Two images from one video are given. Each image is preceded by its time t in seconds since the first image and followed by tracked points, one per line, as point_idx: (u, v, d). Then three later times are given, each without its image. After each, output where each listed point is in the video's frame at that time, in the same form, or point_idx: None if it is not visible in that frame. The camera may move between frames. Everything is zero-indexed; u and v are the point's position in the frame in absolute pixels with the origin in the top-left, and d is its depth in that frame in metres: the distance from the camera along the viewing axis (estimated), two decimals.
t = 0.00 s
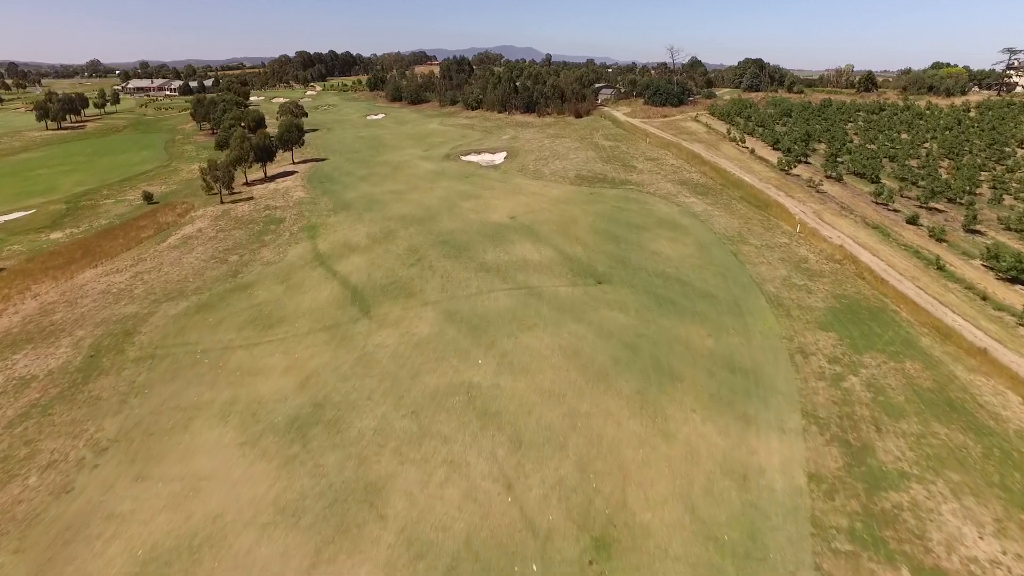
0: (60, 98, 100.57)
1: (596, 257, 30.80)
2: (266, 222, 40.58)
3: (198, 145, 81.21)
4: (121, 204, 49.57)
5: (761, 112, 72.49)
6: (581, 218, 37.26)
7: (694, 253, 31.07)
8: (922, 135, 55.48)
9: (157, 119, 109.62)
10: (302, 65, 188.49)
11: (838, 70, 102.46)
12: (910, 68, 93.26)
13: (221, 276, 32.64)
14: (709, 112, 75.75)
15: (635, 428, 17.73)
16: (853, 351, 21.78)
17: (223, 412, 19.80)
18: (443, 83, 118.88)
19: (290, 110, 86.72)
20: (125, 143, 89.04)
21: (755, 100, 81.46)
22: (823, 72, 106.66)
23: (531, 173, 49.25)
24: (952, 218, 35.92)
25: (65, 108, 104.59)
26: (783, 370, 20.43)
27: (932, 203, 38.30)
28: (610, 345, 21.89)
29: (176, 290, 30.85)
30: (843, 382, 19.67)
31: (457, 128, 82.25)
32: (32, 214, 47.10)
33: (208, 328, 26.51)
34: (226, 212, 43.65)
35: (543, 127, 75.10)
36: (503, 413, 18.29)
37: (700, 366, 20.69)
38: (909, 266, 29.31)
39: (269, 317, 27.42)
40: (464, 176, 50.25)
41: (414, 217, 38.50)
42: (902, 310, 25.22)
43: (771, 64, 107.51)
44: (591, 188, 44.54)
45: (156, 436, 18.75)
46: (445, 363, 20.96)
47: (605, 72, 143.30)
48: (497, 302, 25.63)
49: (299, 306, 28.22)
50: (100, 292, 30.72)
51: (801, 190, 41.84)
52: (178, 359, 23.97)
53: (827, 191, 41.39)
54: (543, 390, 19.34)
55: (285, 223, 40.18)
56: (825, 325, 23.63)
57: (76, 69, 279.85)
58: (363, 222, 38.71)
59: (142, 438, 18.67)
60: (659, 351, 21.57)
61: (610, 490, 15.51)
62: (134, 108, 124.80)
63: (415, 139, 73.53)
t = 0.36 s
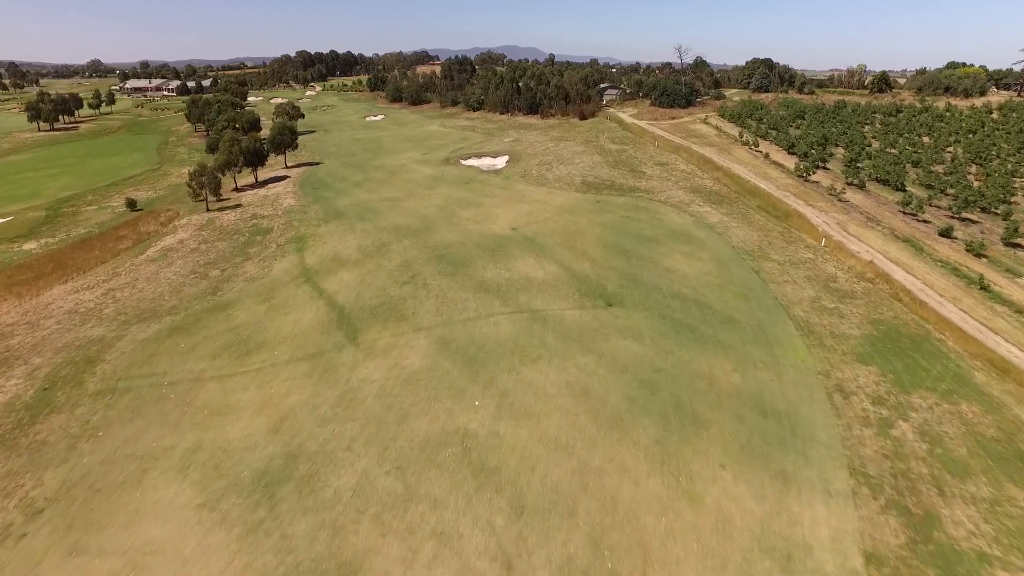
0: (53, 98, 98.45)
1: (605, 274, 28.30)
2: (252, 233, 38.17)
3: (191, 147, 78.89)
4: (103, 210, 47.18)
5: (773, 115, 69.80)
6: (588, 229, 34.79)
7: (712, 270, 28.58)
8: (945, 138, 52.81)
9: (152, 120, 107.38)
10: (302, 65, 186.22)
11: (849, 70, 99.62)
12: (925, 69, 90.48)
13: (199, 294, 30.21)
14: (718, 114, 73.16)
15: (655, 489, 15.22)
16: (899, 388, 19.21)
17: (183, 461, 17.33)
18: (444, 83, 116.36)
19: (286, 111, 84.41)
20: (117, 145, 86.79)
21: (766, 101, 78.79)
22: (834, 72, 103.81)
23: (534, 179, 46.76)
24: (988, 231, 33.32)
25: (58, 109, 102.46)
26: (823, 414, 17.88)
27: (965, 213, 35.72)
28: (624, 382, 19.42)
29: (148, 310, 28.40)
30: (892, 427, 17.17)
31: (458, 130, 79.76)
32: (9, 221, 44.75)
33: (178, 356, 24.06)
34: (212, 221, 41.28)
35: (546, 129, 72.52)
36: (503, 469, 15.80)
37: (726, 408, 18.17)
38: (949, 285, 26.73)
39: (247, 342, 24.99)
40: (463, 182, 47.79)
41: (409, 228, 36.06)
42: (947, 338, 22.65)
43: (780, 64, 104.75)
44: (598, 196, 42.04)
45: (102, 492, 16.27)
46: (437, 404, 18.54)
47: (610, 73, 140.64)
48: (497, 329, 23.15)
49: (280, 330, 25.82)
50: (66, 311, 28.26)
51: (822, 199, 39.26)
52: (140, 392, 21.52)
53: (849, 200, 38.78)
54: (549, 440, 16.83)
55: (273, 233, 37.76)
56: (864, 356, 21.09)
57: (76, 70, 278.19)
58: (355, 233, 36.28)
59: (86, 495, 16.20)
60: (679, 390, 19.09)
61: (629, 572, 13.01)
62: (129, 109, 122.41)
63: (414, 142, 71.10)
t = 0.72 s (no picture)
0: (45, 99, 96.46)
1: (616, 296, 25.82)
2: (237, 244, 35.77)
3: (184, 150, 76.71)
4: (85, 218, 44.86)
5: (786, 117, 67.10)
6: (596, 243, 32.33)
7: (733, 291, 26.06)
8: (971, 142, 50.11)
9: (148, 122, 105.31)
10: (303, 66, 184.05)
11: (862, 70, 96.85)
12: (941, 69, 87.68)
13: (174, 315, 27.80)
14: (729, 116, 70.63)
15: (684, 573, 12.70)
16: (960, 438, 16.65)
17: (128, 527, 14.83)
18: (446, 84, 114.03)
19: (283, 113, 82.16)
20: (110, 147, 84.67)
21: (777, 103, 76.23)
22: (846, 72, 100.93)
23: (538, 186, 44.24)
24: None
25: (51, 110, 100.44)
26: (876, 472, 15.33)
27: (1003, 225, 33.09)
28: (641, 431, 16.92)
29: (116, 334, 25.97)
30: (960, 491, 14.61)
31: (460, 133, 77.37)
32: None
33: (142, 389, 21.62)
34: (196, 231, 38.87)
35: (551, 132, 69.98)
36: (501, 546, 13.31)
37: (761, 465, 15.65)
38: (998, 309, 24.12)
39: (220, 373, 22.58)
40: (463, 190, 45.30)
41: (404, 240, 33.58)
42: (1004, 373, 20.07)
43: (790, 64, 102.04)
44: (606, 205, 39.53)
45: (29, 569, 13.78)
46: (427, 458, 16.07)
47: (615, 73, 137.97)
48: (496, 362, 20.70)
49: (258, 359, 23.40)
50: (25, 335, 25.82)
51: (846, 209, 36.69)
52: (93, 434, 19.05)
53: (875, 210, 36.19)
54: (556, 506, 14.34)
55: (258, 246, 35.33)
56: (914, 396, 18.54)
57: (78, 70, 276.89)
58: (346, 246, 33.84)
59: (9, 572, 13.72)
60: (706, 441, 16.58)
61: None
62: (125, 110, 120.25)
63: (413, 145, 68.66)
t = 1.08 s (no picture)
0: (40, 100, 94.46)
1: (630, 323, 23.30)
2: (221, 257, 33.36)
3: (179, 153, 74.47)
4: (65, 226, 42.56)
5: (803, 120, 64.42)
6: (607, 258, 29.81)
7: (760, 317, 23.50)
8: (1003, 146, 47.30)
9: (145, 123, 103.29)
10: (306, 65, 181.94)
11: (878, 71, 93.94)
12: (961, 69, 84.73)
13: (144, 339, 25.35)
14: (742, 118, 67.94)
15: None
16: None
17: None
18: (449, 84, 111.64)
19: (281, 115, 79.85)
20: (104, 149, 82.57)
21: (792, 104, 73.49)
22: (861, 72, 97.91)
23: (543, 193, 41.71)
24: None
25: (46, 111, 98.46)
26: (951, 555, 12.74)
27: None
28: (666, 498, 14.42)
29: (77, 361, 23.53)
30: None
31: (463, 135, 74.94)
32: None
33: (97, 431, 19.17)
34: (179, 241, 36.49)
35: (557, 135, 67.44)
36: None
37: (811, 544, 13.09)
38: None
39: (188, 410, 20.13)
40: (464, 197, 42.84)
41: (399, 254, 31.13)
42: None
43: (803, 64, 99.21)
44: (616, 214, 37.01)
45: None
46: (413, 533, 13.61)
47: (622, 73, 135.20)
48: (497, 404, 18.20)
49: (231, 393, 20.96)
50: None
51: (876, 219, 34.04)
52: (33, 489, 16.58)
53: (908, 221, 33.52)
54: None
55: (243, 259, 32.93)
56: (982, 450, 15.94)
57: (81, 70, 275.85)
58: (336, 261, 31.39)
59: None
60: (742, 511, 14.04)
61: None
62: (124, 111, 118.37)
63: (415, 148, 66.22)
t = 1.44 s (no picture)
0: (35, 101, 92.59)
1: (648, 356, 20.78)
2: (203, 272, 30.94)
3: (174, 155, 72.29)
4: (45, 234, 40.28)
5: (821, 122, 61.65)
6: (620, 276, 27.28)
7: (794, 349, 20.91)
8: None
9: (144, 124, 101.35)
10: (309, 66, 180.04)
11: (895, 71, 91.03)
12: (983, 69, 81.76)
13: (110, 367, 22.91)
14: (757, 121, 65.31)
15: None
16: None
17: None
18: (453, 84, 109.29)
19: (279, 116, 77.58)
20: (99, 152, 80.58)
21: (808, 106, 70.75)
22: (878, 72, 94.79)
23: (550, 202, 39.19)
24: None
25: (42, 112, 96.66)
26: None
27: None
28: None
29: (31, 395, 21.07)
30: None
31: (466, 137, 72.51)
32: None
33: (38, 483, 16.67)
34: (161, 253, 34.18)
35: (564, 138, 64.88)
36: None
37: None
38: None
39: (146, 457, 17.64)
40: (466, 205, 40.37)
41: (394, 270, 28.69)
42: None
43: (817, 64, 96.39)
44: (629, 226, 34.46)
45: None
46: None
47: (630, 73, 132.62)
48: (498, 460, 15.69)
49: (197, 436, 18.51)
50: None
51: (912, 232, 31.36)
52: None
53: (947, 235, 30.86)
54: None
55: (227, 274, 30.58)
56: None
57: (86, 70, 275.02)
58: (326, 278, 28.96)
59: None
60: None
61: None
62: (122, 111, 116.58)
63: (416, 151, 63.78)
